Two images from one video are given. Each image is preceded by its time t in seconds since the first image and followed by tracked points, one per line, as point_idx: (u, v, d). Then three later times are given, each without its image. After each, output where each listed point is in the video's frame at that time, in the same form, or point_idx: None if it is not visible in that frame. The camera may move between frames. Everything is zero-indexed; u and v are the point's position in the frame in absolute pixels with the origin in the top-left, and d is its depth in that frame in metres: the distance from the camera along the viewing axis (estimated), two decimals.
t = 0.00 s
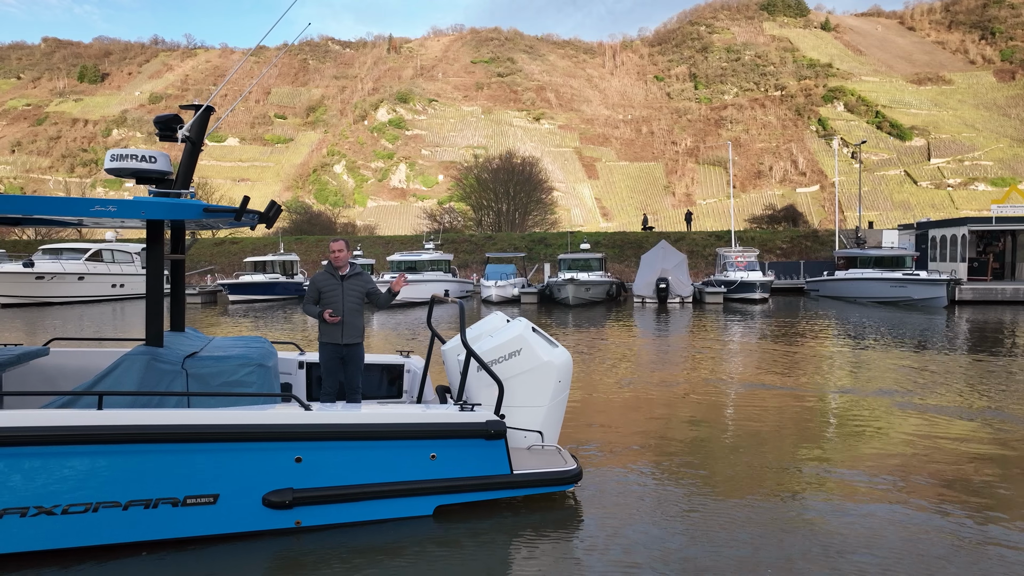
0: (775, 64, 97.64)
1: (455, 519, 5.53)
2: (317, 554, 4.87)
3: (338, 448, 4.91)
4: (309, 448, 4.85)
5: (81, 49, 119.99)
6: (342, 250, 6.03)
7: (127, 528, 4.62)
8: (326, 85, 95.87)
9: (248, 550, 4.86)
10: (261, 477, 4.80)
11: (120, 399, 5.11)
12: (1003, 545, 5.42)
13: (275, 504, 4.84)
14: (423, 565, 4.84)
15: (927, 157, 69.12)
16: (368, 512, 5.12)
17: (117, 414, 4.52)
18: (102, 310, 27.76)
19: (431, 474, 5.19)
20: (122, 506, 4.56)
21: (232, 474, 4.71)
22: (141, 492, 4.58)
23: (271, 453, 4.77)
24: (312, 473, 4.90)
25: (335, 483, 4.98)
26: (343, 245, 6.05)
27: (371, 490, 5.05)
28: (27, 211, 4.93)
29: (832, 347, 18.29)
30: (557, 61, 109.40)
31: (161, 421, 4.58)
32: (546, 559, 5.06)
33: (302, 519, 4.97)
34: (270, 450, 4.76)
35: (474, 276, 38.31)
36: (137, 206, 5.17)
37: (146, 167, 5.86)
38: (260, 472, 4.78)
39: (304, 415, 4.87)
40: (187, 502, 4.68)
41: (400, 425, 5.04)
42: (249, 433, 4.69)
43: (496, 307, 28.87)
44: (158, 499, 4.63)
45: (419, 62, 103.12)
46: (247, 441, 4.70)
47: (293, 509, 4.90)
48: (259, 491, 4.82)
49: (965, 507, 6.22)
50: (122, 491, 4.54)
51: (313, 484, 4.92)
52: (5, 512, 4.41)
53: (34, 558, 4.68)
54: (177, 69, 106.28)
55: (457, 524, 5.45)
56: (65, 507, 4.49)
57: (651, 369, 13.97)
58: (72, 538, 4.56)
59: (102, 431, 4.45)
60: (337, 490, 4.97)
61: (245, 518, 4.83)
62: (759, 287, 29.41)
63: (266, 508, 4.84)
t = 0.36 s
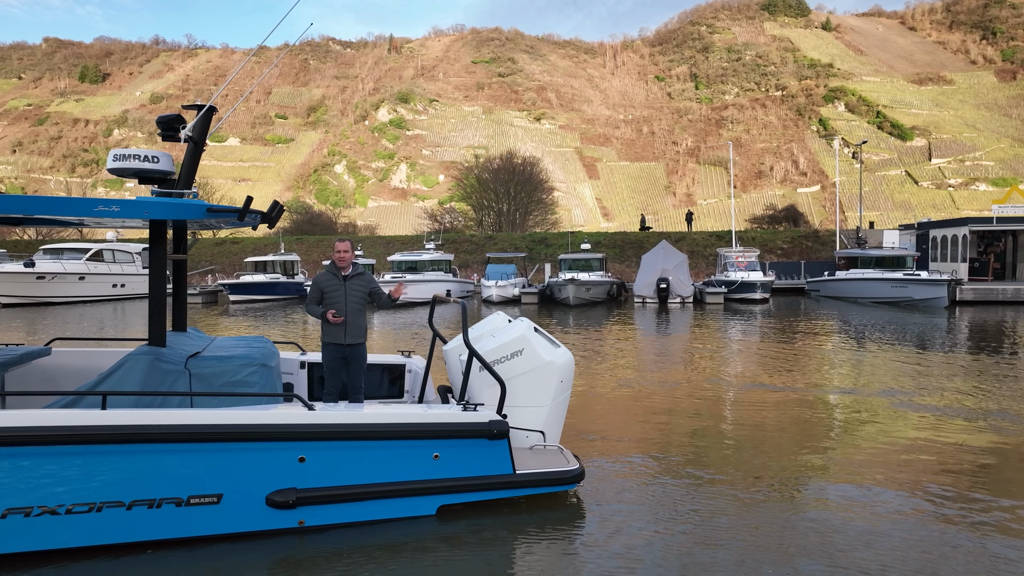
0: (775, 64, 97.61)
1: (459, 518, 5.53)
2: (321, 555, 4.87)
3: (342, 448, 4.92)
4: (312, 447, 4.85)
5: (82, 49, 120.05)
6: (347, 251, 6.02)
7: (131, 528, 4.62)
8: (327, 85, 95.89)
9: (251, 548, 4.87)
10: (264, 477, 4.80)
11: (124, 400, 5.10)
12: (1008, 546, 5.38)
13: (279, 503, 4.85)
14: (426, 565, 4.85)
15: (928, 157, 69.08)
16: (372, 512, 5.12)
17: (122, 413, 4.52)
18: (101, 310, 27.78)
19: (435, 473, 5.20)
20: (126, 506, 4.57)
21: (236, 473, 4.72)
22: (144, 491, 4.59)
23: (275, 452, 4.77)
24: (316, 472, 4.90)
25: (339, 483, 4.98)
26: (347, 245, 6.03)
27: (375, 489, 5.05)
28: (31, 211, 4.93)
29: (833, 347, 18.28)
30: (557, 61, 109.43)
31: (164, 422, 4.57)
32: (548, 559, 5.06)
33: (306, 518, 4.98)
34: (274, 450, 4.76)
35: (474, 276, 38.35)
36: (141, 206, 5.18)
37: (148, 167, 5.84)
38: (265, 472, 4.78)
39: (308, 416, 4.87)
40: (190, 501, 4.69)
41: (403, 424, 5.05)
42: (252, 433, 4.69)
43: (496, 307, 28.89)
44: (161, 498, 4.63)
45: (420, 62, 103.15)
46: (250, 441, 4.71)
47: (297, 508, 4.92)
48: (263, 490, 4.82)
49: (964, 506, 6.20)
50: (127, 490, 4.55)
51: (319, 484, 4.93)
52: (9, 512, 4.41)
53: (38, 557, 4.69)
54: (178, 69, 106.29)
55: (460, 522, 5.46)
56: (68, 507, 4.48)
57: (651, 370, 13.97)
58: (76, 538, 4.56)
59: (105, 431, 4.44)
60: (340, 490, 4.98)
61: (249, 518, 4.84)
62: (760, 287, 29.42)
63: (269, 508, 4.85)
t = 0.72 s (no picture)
0: (776, 64, 97.60)
1: (464, 518, 5.54)
2: (325, 555, 4.88)
3: (346, 446, 4.92)
4: (316, 446, 4.86)
5: (83, 49, 120.05)
6: (351, 250, 6.00)
7: (137, 528, 4.63)
8: (328, 85, 95.89)
9: (256, 548, 4.86)
10: (266, 477, 4.80)
11: (127, 399, 5.09)
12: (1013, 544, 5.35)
13: (283, 503, 4.85)
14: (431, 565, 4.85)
15: (929, 157, 69.06)
16: (376, 510, 5.13)
17: (126, 414, 4.50)
18: (102, 310, 27.79)
19: (438, 473, 5.21)
20: (131, 505, 4.56)
21: (238, 473, 4.72)
22: (149, 491, 4.59)
23: (279, 452, 4.78)
24: (320, 471, 4.91)
25: (343, 482, 4.99)
26: (351, 244, 6.02)
27: (382, 487, 5.07)
28: (35, 210, 4.94)
29: (833, 347, 18.28)
30: (558, 61, 109.52)
31: (169, 422, 4.56)
32: (551, 557, 5.06)
33: (310, 517, 4.98)
34: (277, 449, 4.77)
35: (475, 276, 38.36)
36: (145, 205, 5.18)
37: (151, 166, 5.84)
38: (268, 471, 4.79)
39: (311, 414, 4.86)
40: (195, 500, 4.69)
41: (405, 423, 5.04)
42: (255, 432, 4.69)
43: (497, 307, 28.91)
44: (167, 497, 4.63)
45: (421, 62, 103.18)
46: (253, 440, 4.70)
47: (301, 507, 4.92)
48: (267, 489, 4.83)
49: (967, 506, 6.18)
50: (130, 489, 4.54)
51: (322, 483, 4.93)
52: (13, 510, 4.40)
53: (42, 556, 4.69)
54: (179, 69, 106.31)
55: (465, 522, 5.47)
56: (73, 506, 4.49)
57: (651, 369, 13.95)
58: (82, 538, 4.55)
59: (107, 430, 4.43)
60: (345, 488, 4.98)
61: (254, 517, 4.84)
62: (760, 287, 29.43)
63: (273, 507, 4.86)
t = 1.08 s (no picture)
0: (777, 64, 97.61)
1: (468, 517, 5.55)
2: (329, 553, 4.89)
3: (350, 445, 4.93)
4: (321, 446, 4.86)
5: (85, 49, 120.15)
6: (353, 250, 5.99)
7: (142, 526, 4.62)
8: (329, 85, 95.94)
9: (263, 547, 4.88)
10: (271, 476, 4.81)
11: (133, 398, 5.10)
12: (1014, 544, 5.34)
13: (288, 502, 4.86)
14: (436, 564, 4.87)
15: (930, 157, 69.03)
16: (380, 509, 5.13)
17: (132, 413, 4.51)
18: (103, 310, 27.80)
19: (443, 472, 5.20)
20: (137, 503, 4.57)
21: (242, 472, 4.72)
22: (154, 490, 4.59)
23: (284, 450, 4.79)
24: (325, 470, 4.91)
25: (348, 481, 4.99)
26: (353, 245, 6.02)
27: (386, 487, 5.07)
28: (41, 211, 4.95)
29: (835, 347, 18.27)
30: (559, 61, 109.52)
31: (173, 422, 4.56)
32: (555, 556, 5.06)
33: (315, 516, 4.99)
34: (282, 448, 4.78)
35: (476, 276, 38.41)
36: (150, 205, 5.18)
37: (156, 166, 5.82)
38: (273, 471, 4.79)
39: (315, 413, 4.85)
40: (201, 499, 4.69)
41: (408, 421, 5.04)
42: (258, 431, 4.69)
43: (498, 307, 28.93)
44: (171, 496, 4.63)
45: (422, 62, 103.24)
46: (256, 439, 4.71)
47: (306, 506, 4.92)
48: (273, 488, 4.83)
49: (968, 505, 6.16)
50: (134, 489, 4.54)
51: (327, 483, 4.94)
52: (19, 509, 4.40)
53: (46, 556, 4.68)
54: (180, 70, 106.36)
55: (470, 522, 5.47)
56: (80, 505, 4.48)
57: (653, 369, 13.93)
58: (88, 535, 4.55)
59: (113, 430, 4.44)
60: (349, 487, 4.98)
61: (258, 516, 4.83)
62: (761, 287, 29.41)
63: (278, 506, 4.86)
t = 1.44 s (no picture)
0: (778, 64, 97.58)
1: (473, 516, 5.56)
2: (337, 551, 4.89)
3: (355, 445, 4.94)
4: (325, 445, 4.87)
5: (85, 49, 120.16)
6: (351, 250, 6.00)
7: (147, 525, 4.63)
8: (329, 85, 95.94)
9: (267, 545, 4.89)
10: (277, 476, 4.81)
11: (139, 398, 5.11)
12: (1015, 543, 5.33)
13: (294, 501, 4.87)
14: (442, 562, 4.88)
15: (931, 157, 68.98)
16: (383, 509, 5.15)
17: (137, 412, 4.52)
18: (103, 310, 27.82)
19: (448, 470, 5.22)
20: (143, 503, 4.58)
21: (248, 472, 4.73)
22: (160, 489, 4.60)
23: (288, 449, 4.79)
24: (330, 470, 4.92)
25: (354, 479, 5.00)
26: (351, 244, 6.02)
27: (391, 486, 5.08)
28: (47, 210, 4.96)
29: (835, 347, 18.26)
30: (559, 61, 109.50)
31: (179, 421, 4.57)
32: (560, 554, 5.08)
33: (321, 515, 5.00)
34: (285, 447, 4.78)
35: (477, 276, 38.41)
36: (155, 205, 5.19)
37: (160, 166, 5.82)
38: (277, 471, 4.80)
39: (319, 412, 4.85)
40: (206, 499, 4.69)
41: (410, 421, 5.04)
42: (258, 430, 4.69)
43: (498, 307, 28.93)
44: (178, 495, 4.64)
45: (422, 62, 103.27)
46: (256, 439, 4.70)
47: (312, 505, 4.93)
48: (278, 487, 4.84)
49: (966, 505, 6.17)
50: (139, 487, 4.55)
51: (333, 482, 4.95)
52: (26, 509, 4.41)
53: (49, 556, 4.69)
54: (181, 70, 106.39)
55: (474, 521, 5.47)
56: (86, 504, 4.49)
57: (654, 370, 13.91)
58: (94, 535, 4.56)
59: (120, 428, 4.44)
60: (355, 486, 4.99)
61: (264, 515, 4.85)
62: (761, 287, 29.38)
63: (284, 505, 4.87)
